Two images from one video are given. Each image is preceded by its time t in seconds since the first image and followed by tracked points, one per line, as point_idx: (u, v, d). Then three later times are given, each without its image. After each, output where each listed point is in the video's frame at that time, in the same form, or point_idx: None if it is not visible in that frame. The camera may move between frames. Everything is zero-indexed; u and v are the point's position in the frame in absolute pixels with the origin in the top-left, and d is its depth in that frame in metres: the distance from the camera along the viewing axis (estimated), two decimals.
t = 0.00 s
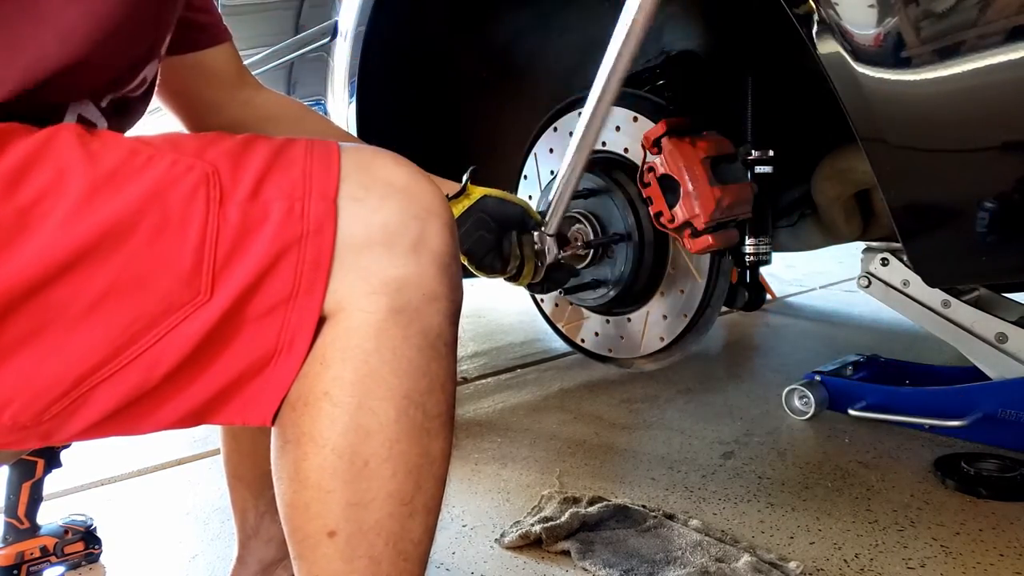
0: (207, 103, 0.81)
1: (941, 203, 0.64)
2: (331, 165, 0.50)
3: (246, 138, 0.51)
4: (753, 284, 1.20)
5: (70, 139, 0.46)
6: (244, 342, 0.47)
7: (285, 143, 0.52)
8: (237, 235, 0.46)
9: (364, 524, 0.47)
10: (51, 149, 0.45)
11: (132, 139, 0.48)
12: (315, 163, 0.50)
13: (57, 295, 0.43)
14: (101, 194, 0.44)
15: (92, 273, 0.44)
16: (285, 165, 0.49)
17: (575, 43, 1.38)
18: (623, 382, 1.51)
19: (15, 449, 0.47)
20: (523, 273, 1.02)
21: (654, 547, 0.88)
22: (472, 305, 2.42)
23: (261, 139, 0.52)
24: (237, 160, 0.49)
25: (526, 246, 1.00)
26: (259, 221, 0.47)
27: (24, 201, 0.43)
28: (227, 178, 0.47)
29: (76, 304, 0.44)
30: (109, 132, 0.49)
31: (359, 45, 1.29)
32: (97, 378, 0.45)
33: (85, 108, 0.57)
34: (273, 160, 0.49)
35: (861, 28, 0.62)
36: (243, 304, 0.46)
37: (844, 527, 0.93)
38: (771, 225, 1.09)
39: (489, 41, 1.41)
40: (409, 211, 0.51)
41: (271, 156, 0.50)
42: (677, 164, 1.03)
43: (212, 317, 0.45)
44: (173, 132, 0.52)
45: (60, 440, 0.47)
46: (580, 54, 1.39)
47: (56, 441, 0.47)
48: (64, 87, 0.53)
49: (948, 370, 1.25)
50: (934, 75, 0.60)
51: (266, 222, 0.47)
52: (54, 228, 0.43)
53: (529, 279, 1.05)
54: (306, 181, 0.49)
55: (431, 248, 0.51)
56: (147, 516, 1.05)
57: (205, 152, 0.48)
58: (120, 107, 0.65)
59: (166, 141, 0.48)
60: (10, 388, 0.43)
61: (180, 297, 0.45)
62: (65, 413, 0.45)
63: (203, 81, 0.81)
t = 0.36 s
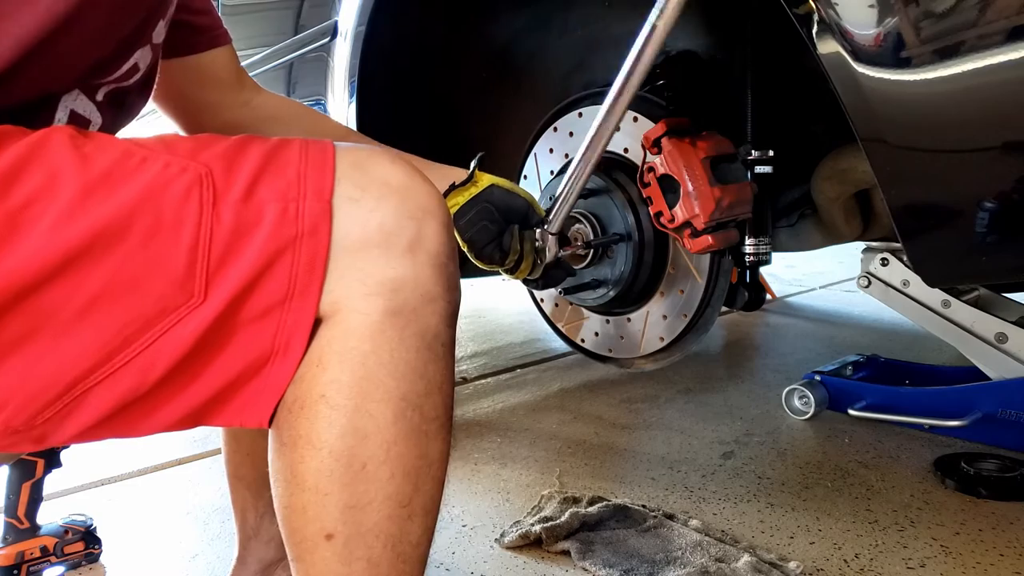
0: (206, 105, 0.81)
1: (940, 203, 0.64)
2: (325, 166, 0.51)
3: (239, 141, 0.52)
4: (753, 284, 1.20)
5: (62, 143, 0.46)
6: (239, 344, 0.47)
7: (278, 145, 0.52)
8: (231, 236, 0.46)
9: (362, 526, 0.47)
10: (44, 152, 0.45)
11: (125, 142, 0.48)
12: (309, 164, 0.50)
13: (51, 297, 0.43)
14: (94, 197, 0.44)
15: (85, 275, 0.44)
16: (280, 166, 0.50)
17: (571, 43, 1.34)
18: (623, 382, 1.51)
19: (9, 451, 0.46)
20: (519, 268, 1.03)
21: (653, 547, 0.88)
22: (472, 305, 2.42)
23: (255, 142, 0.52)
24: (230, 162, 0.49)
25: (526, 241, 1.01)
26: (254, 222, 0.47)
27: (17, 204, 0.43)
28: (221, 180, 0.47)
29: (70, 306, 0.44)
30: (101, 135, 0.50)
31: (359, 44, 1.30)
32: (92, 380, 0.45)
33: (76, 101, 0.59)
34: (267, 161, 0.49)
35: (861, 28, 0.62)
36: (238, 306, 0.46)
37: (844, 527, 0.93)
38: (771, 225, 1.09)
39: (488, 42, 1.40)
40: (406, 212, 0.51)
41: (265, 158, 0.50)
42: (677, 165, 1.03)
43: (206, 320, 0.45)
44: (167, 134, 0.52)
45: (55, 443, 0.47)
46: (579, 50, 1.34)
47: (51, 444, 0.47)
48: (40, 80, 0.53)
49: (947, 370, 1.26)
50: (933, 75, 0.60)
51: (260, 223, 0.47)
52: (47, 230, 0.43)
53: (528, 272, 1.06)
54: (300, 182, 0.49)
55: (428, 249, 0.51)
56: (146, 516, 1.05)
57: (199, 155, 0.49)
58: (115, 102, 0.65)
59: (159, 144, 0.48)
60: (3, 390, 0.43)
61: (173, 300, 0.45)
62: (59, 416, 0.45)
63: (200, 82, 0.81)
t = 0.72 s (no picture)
0: (208, 104, 0.81)
1: (940, 202, 0.64)
2: (329, 166, 0.50)
3: (243, 140, 0.52)
4: (753, 284, 1.20)
5: (67, 142, 0.46)
6: (242, 343, 0.47)
7: (282, 144, 0.52)
8: (234, 236, 0.46)
9: (365, 525, 0.47)
10: (47, 151, 0.45)
11: (129, 142, 0.48)
12: (313, 164, 0.50)
13: (53, 295, 0.43)
14: (98, 196, 0.44)
15: (89, 273, 0.44)
16: (283, 166, 0.50)
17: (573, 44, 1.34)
18: (623, 381, 1.51)
19: (10, 450, 0.46)
20: (520, 269, 1.03)
21: (653, 547, 0.88)
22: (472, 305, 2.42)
23: (258, 141, 0.52)
24: (234, 161, 0.49)
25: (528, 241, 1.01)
26: (256, 221, 0.47)
27: (20, 202, 0.43)
28: (224, 179, 0.47)
29: (72, 304, 0.44)
30: (106, 134, 0.50)
31: (359, 44, 1.30)
32: (94, 378, 0.45)
33: (82, 108, 0.59)
34: (271, 161, 0.49)
35: (861, 28, 0.62)
36: (241, 305, 0.46)
37: (844, 527, 0.93)
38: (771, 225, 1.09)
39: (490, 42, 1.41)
40: (408, 211, 0.51)
41: (268, 157, 0.50)
42: (678, 165, 1.03)
43: (209, 318, 0.45)
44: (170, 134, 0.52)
45: (57, 441, 0.47)
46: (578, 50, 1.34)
47: (53, 442, 0.47)
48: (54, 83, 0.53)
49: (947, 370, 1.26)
50: (933, 75, 0.60)
51: (263, 222, 0.47)
52: (49, 228, 0.43)
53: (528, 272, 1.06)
54: (303, 182, 0.49)
55: (430, 248, 0.51)
56: (146, 516, 1.05)
57: (202, 154, 0.49)
58: (119, 103, 0.65)
59: (162, 144, 0.49)
60: (4, 388, 0.43)
61: (176, 299, 0.45)
62: (60, 414, 0.45)
63: (200, 81, 0.81)
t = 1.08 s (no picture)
0: (209, 105, 0.81)
1: (940, 202, 0.64)
2: (328, 166, 0.50)
3: (242, 139, 0.52)
4: (753, 284, 1.21)
5: (66, 142, 0.46)
6: (241, 344, 0.47)
7: (282, 143, 0.52)
8: (233, 236, 0.46)
9: (364, 525, 0.47)
10: (46, 150, 0.45)
11: (128, 141, 0.48)
12: (312, 163, 0.50)
13: (52, 295, 0.43)
14: (96, 195, 0.44)
15: (87, 273, 0.44)
16: (283, 166, 0.50)
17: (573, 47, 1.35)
18: (622, 381, 1.51)
19: (10, 449, 0.46)
20: (519, 268, 1.01)
21: (653, 547, 0.88)
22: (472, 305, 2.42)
23: (257, 140, 0.52)
24: (232, 160, 0.49)
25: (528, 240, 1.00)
26: (255, 221, 0.47)
27: (18, 202, 0.43)
28: (223, 179, 0.47)
29: (72, 304, 0.44)
30: (106, 134, 0.50)
31: (359, 44, 1.33)
32: (93, 378, 0.45)
33: (82, 110, 0.59)
34: (270, 161, 0.49)
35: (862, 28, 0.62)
36: (240, 305, 0.46)
37: (844, 527, 0.93)
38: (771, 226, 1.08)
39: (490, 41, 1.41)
40: (408, 211, 0.51)
41: (267, 156, 0.50)
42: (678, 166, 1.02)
43: (208, 318, 0.45)
44: (169, 133, 0.52)
45: (57, 441, 0.47)
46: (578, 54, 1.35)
47: (52, 442, 0.47)
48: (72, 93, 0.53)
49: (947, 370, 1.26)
50: (933, 75, 0.60)
51: (262, 222, 0.47)
52: (47, 228, 0.43)
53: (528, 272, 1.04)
54: (302, 182, 0.49)
55: (430, 248, 0.51)
56: (146, 516, 1.05)
57: (201, 153, 0.49)
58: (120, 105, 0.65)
59: (161, 143, 0.48)
60: (3, 388, 0.43)
61: (175, 298, 0.45)
62: (60, 414, 0.45)
63: (199, 81, 0.80)
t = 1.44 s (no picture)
0: (203, 102, 0.81)
1: (941, 202, 0.64)
2: (329, 165, 0.50)
3: (243, 138, 0.52)
4: (753, 284, 1.20)
5: (66, 141, 0.46)
6: (241, 343, 0.47)
7: (282, 143, 0.52)
8: (233, 235, 0.46)
9: (367, 527, 0.47)
10: (46, 150, 0.45)
11: (128, 141, 0.48)
12: (312, 162, 0.50)
13: (52, 294, 0.43)
14: (96, 194, 0.44)
15: (86, 272, 0.44)
16: (283, 166, 0.49)
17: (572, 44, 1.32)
18: (623, 381, 1.51)
19: (11, 449, 0.46)
20: (503, 275, 0.94)
21: (653, 547, 0.88)
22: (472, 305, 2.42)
23: (257, 139, 0.52)
24: (232, 159, 0.49)
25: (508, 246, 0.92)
26: (255, 220, 0.47)
27: (18, 201, 0.43)
28: (223, 178, 0.47)
29: (71, 303, 0.44)
30: (105, 133, 0.50)
31: (359, 44, 1.32)
32: (92, 378, 0.45)
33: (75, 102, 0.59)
34: (270, 161, 0.49)
35: (862, 28, 0.62)
36: (240, 305, 0.46)
37: (844, 527, 0.93)
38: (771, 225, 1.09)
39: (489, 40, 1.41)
40: (410, 211, 0.51)
41: (267, 156, 0.50)
42: (677, 165, 1.03)
43: (208, 317, 0.45)
44: (169, 132, 0.52)
45: (57, 440, 0.47)
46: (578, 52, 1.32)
47: (52, 441, 0.47)
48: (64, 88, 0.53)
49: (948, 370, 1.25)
50: (933, 75, 0.60)
51: (262, 221, 0.47)
52: (47, 227, 0.43)
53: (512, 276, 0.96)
54: (302, 181, 0.49)
55: (432, 248, 0.51)
56: (147, 516, 1.05)
57: (201, 152, 0.49)
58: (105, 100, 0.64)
59: (161, 142, 0.48)
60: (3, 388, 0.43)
61: (175, 298, 0.45)
62: (59, 413, 0.45)
63: (190, 78, 0.81)
